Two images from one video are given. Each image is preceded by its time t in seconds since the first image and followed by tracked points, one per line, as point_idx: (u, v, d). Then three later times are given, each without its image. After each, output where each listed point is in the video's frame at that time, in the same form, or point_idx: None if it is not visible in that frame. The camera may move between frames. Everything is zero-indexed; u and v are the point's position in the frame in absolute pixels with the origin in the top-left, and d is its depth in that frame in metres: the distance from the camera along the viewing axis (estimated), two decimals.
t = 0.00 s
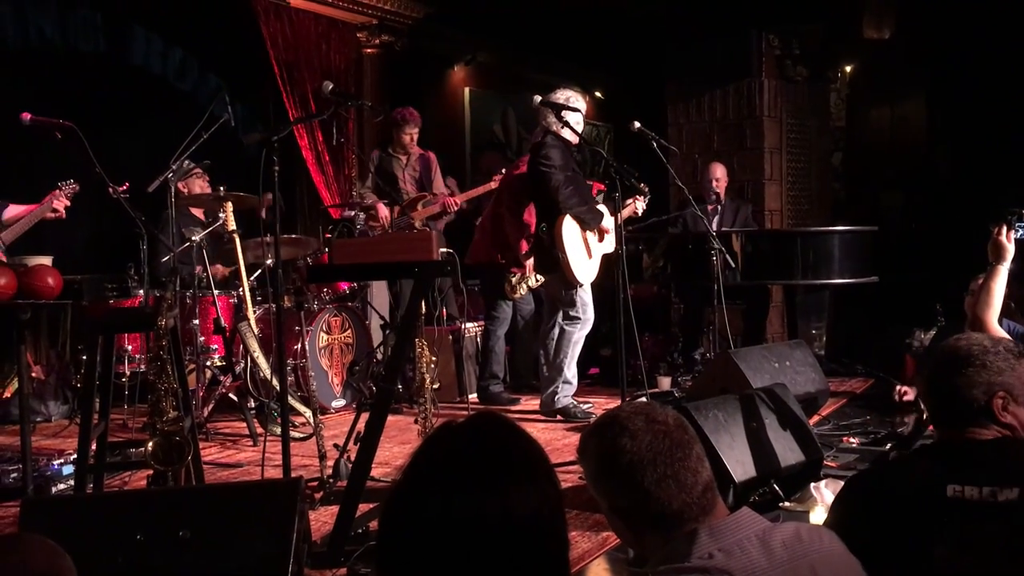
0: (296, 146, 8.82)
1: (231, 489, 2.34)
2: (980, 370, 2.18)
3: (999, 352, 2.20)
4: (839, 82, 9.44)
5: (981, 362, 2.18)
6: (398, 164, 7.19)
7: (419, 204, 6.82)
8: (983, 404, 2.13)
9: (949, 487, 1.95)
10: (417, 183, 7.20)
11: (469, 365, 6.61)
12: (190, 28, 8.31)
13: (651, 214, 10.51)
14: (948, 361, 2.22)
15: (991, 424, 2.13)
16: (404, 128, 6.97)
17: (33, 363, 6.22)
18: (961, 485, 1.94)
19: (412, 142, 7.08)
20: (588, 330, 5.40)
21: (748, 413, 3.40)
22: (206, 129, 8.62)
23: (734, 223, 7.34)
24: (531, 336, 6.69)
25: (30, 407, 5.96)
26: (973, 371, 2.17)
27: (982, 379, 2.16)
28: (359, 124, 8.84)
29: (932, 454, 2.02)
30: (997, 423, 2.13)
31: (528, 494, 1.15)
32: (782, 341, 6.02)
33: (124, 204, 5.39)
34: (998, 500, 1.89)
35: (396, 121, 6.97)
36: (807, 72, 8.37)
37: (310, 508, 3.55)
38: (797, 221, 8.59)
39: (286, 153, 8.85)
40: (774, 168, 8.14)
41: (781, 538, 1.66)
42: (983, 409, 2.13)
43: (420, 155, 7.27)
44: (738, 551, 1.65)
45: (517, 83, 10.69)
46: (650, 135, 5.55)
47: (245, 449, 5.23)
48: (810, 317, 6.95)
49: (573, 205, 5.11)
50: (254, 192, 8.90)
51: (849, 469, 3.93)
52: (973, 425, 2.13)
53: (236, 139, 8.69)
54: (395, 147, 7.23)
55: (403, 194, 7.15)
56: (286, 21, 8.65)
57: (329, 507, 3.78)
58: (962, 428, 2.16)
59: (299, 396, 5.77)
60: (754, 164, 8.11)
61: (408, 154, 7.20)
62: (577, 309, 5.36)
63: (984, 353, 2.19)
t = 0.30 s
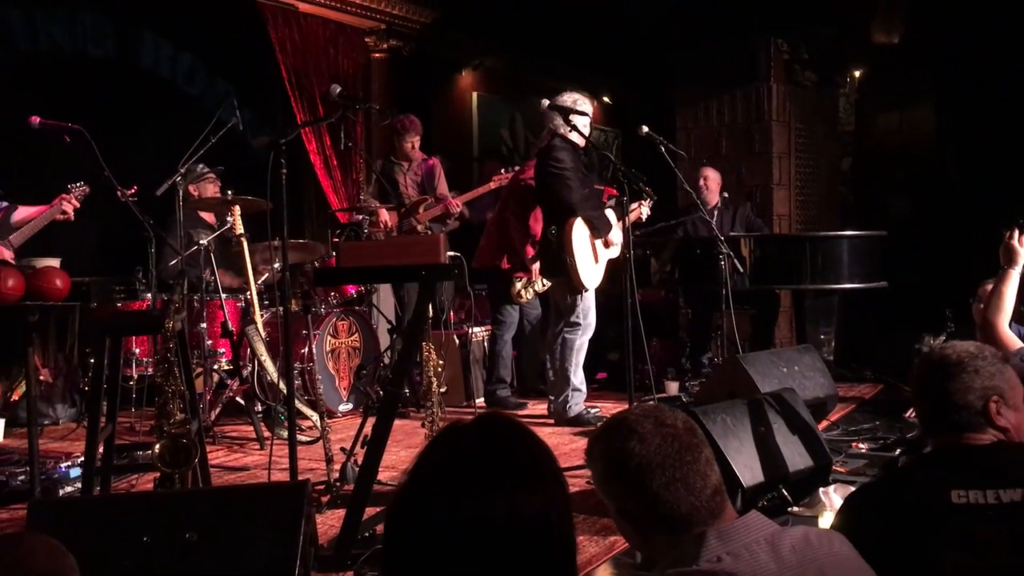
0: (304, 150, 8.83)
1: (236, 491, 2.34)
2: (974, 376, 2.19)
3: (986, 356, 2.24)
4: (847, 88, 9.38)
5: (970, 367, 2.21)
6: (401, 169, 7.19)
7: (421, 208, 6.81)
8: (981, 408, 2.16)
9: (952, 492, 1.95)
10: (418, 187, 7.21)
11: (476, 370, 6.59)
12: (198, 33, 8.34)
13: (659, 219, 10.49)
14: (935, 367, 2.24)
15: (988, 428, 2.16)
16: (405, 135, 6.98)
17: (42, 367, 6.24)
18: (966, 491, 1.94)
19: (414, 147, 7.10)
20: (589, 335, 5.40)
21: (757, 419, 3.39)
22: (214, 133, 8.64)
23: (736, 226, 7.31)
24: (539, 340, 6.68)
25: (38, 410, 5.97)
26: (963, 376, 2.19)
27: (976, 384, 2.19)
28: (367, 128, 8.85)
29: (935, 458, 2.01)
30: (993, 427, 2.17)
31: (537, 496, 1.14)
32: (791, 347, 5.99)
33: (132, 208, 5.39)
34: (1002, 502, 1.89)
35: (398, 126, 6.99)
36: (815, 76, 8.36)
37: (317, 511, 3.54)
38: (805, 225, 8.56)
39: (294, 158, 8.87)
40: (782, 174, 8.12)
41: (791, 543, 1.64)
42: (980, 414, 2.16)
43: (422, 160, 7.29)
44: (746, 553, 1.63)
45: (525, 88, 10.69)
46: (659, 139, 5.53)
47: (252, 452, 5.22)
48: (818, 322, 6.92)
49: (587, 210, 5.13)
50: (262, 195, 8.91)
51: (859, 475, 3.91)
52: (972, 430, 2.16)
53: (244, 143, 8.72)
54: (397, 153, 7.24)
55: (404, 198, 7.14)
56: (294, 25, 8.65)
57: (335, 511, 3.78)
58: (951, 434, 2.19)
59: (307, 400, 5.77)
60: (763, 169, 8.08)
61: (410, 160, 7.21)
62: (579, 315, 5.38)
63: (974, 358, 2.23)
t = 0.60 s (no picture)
0: (314, 156, 8.87)
1: (246, 495, 2.35)
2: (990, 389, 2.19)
3: (996, 371, 2.25)
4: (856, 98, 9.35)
5: (989, 379, 2.22)
6: (417, 173, 7.23)
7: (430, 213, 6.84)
8: (1000, 421, 2.14)
9: (970, 503, 1.95)
10: (429, 192, 7.21)
11: (484, 377, 6.61)
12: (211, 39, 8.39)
13: (668, 228, 10.50)
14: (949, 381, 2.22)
15: (1002, 440, 2.14)
16: (429, 137, 7.06)
17: (52, 370, 6.28)
18: (983, 503, 1.95)
19: (435, 153, 7.16)
20: (600, 344, 5.38)
21: (765, 428, 3.39)
22: (225, 139, 8.69)
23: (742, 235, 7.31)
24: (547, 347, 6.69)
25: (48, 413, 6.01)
26: (985, 390, 2.19)
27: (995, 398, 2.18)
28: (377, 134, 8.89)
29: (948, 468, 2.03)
30: (1007, 440, 2.14)
31: (549, 502, 1.16)
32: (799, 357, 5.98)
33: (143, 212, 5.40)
34: (1020, 515, 1.90)
35: (421, 130, 7.08)
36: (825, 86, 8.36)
37: (325, 516, 3.56)
38: (814, 234, 8.55)
39: (304, 164, 8.91)
40: (791, 183, 8.12)
41: (799, 552, 1.66)
42: (998, 427, 2.14)
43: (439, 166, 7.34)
44: (753, 562, 1.64)
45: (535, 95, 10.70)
46: (667, 148, 5.54)
47: (260, 457, 5.24)
48: (826, 331, 6.90)
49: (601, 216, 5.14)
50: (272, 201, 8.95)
51: (867, 486, 3.90)
52: (984, 443, 2.13)
53: (255, 149, 8.76)
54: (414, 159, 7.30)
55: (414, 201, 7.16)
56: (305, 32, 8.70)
57: (343, 516, 3.79)
58: (962, 447, 2.16)
59: (315, 405, 5.78)
60: (772, 178, 8.08)
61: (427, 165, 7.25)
62: (590, 323, 5.35)
63: (991, 371, 2.24)
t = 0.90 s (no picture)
0: (327, 164, 8.92)
1: (257, 501, 2.35)
2: None
3: None
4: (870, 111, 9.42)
5: None
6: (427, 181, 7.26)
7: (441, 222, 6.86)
8: None
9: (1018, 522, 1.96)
10: (441, 202, 7.23)
11: (494, 386, 6.62)
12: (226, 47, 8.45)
13: (679, 239, 10.50)
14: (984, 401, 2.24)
15: None
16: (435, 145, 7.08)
17: (65, 374, 6.32)
18: None
19: (443, 159, 7.17)
20: (614, 355, 5.38)
21: (774, 440, 3.39)
22: (239, 146, 8.74)
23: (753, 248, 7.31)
24: (558, 357, 6.70)
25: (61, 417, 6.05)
26: None
27: None
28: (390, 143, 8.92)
29: (976, 486, 1.92)
30: None
31: (562, 513, 1.16)
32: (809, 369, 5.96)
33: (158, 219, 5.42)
34: None
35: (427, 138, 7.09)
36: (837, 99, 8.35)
37: (335, 523, 3.57)
38: (825, 247, 8.54)
39: (317, 172, 8.96)
40: (803, 195, 8.12)
41: (809, 564, 1.67)
42: None
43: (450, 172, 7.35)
44: None
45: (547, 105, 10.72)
46: (679, 159, 5.53)
47: (271, 463, 5.26)
48: (838, 344, 6.88)
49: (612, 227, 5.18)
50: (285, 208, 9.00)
51: (877, 499, 3.89)
52: None
53: (268, 157, 8.81)
54: (426, 169, 7.33)
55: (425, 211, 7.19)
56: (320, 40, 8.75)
57: (352, 523, 3.81)
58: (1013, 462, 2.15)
59: (326, 412, 5.80)
60: (784, 191, 8.08)
61: (438, 174, 7.27)
62: (604, 334, 5.36)
63: None
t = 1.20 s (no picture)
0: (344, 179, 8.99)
1: (272, 513, 2.37)
2: None
3: None
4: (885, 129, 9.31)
5: None
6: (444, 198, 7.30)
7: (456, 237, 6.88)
8: None
9: None
10: (456, 218, 7.27)
11: (508, 400, 6.63)
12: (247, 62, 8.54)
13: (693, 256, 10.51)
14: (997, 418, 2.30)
15: None
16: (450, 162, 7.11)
17: (83, 385, 6.39)
18: None
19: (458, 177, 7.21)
20: (626, 371, 5.39)
21: (789, 458, 3.38)
22: (258, 159, 8.83)
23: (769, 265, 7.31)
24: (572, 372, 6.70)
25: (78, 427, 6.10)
26: None
27: None
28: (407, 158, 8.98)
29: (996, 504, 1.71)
30: None
31: (577, 525, 1.18)
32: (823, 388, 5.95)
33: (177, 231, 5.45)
34: None
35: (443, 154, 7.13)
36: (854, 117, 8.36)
37: (348, 536, 3.59)
38: (841, 265, 8.52)
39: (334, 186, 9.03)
40: (818, 213, 8.10)
41: None
42: None
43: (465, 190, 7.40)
44: None
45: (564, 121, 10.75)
46: (695, 176, 5.53)
47: (285, 475, 5.29)
48: (853, 363, 6.87)
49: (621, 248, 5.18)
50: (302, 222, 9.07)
51: (892, 518, 3.88)
52: None
53: (286, 171, 8.89)
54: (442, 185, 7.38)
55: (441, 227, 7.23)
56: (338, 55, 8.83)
57: (366, 536, 3.82)
58: None
59: (340, 425, 5.83)
60: (799, 208, 8.08)
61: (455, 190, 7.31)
62: (616, 350, 5.37)
63: None
